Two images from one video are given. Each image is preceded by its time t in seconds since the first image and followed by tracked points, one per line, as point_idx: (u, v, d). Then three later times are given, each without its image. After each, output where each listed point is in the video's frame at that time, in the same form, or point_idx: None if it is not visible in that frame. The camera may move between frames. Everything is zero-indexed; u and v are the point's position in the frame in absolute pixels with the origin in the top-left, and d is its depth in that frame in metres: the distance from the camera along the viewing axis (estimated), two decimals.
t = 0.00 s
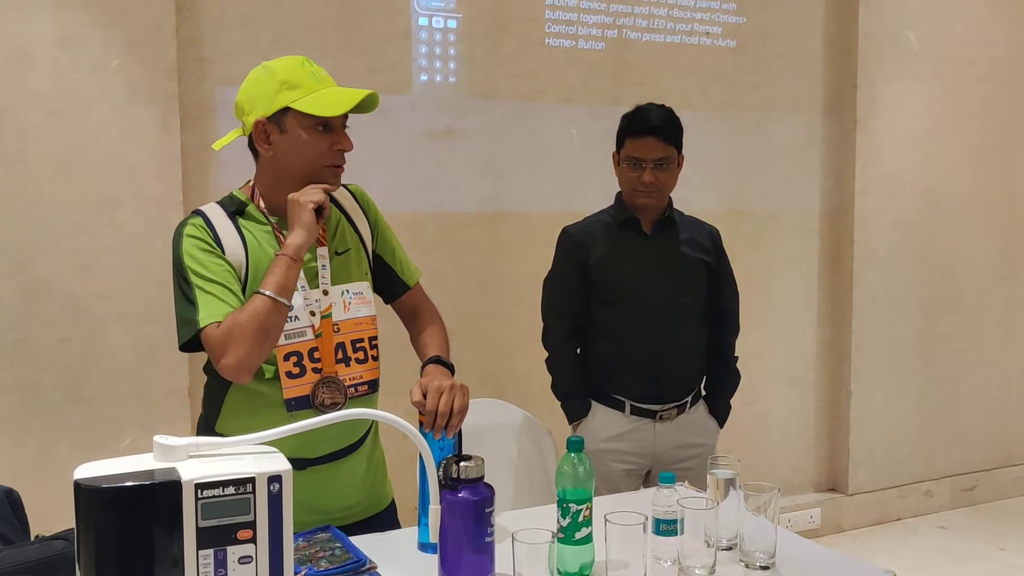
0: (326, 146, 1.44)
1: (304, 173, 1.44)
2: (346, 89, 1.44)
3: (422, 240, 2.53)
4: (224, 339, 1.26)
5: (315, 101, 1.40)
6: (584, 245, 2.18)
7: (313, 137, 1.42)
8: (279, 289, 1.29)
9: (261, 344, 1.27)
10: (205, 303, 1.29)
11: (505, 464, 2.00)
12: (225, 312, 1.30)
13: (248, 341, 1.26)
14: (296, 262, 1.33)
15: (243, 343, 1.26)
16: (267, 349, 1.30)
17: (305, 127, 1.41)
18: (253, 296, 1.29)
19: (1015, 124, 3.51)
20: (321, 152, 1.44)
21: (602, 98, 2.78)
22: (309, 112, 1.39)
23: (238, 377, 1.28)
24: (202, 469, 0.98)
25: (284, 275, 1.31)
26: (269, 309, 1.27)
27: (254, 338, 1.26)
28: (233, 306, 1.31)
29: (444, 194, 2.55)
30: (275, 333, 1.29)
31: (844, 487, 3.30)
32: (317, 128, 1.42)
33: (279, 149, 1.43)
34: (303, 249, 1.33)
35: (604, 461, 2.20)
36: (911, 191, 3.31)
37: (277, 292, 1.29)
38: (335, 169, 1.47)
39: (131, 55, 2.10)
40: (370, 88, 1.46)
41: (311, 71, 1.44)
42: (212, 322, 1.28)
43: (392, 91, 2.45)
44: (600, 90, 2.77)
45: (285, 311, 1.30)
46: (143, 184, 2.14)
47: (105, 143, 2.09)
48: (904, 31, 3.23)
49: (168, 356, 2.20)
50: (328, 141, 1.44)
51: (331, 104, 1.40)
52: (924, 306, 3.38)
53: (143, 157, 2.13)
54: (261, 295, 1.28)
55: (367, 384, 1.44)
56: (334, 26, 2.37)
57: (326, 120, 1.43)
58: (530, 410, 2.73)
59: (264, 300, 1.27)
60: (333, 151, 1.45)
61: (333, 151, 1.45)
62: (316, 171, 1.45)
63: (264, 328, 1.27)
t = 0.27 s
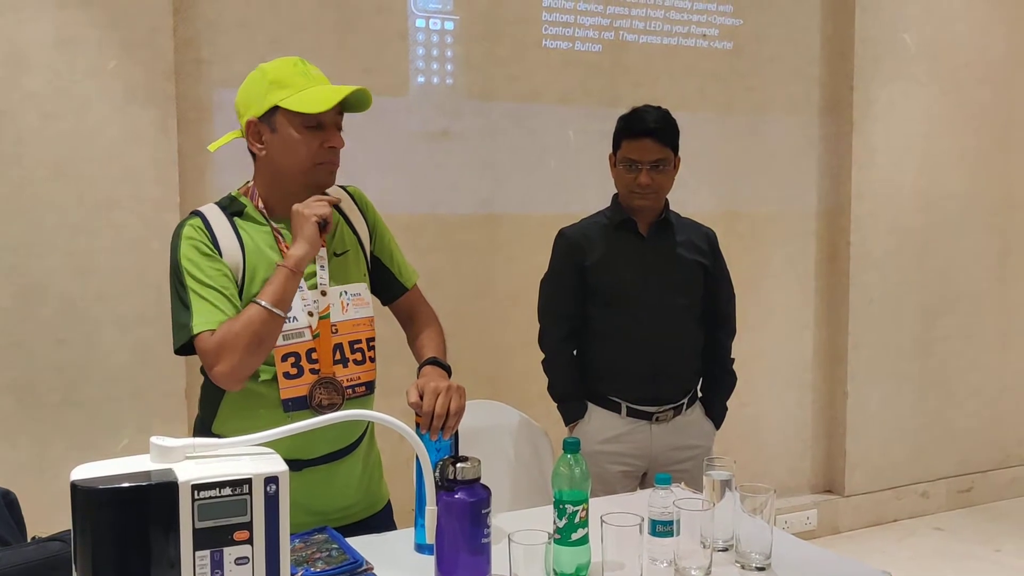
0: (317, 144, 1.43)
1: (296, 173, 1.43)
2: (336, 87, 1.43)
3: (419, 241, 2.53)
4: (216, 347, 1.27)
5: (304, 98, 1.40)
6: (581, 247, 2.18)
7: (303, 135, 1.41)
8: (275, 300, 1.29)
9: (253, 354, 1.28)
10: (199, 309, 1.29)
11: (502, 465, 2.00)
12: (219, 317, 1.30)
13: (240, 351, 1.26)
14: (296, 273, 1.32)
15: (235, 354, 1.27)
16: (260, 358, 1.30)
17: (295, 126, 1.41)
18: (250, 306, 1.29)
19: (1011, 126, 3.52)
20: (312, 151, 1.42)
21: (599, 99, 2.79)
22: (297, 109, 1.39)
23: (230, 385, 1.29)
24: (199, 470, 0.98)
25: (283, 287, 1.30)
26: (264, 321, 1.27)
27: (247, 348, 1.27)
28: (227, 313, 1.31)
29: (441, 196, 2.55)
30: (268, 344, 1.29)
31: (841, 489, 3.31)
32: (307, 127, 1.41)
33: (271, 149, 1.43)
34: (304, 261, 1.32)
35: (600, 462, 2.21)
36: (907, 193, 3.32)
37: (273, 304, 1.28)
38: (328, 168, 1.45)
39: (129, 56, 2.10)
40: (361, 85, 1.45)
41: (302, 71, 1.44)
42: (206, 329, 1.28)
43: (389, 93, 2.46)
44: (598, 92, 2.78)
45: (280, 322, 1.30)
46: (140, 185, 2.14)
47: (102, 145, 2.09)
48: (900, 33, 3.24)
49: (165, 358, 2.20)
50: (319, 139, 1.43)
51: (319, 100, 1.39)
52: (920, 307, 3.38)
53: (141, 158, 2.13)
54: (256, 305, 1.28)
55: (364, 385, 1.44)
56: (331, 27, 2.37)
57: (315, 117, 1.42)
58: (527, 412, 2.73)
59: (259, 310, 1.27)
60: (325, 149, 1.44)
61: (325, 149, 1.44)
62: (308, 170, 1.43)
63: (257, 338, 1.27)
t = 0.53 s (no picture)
0: (295, 136, 1.42)
1: (269, 163, 1.42)
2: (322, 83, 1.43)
3: (419, 241, 2.53)
4: (214, 306, 1.26)
5: (286, 90, 1.41)
6: (580, 248, 2.19)
7: (283, 126, 1.42)
8: (277, 261, 1.25)
9: (251, 314, 1.24)
10: (199, 278, 1.29)
11: (501, 466, 2.00)
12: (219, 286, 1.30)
13: (236, 308, 1.24)
14: (303, 236, 1.26)
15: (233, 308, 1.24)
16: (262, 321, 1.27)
17: (277, 116, 1.42)
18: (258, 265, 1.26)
19: (1011, 127, 3.52)
20: (287, 142, 1.42)
21: (599, 100, 2.79)
22: (276, 99, 1.40)
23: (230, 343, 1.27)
24: (198, 470, 0.99)
25: (289, 248, 1.25)
26: (263, 279, 1.23)
27: (243, 306, 1.24)
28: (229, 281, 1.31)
29: (441, 196, 2.55)
30: (267, 306, 1.25)
31: (840, 489, 3.31)
32: (289, 118, 1.42)
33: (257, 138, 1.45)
34: (312, 224, 1.25)
35: (600, 463, 2.21)
36: (907, 194, 3.32)
37: (275, 264, 1.24)
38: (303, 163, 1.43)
39: (129, 56, 2.10)
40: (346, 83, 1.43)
41: (300, 68, 1.45)
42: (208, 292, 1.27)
43: (389, 94, 2.46)
44: (597, 93, 2.78)
45: (282, 285, 1.25)
46: (140, 185, 2.14)
47: (103, 145, 2.09)
48: (900, 34, 3.24)
49: (166, 358, 2.20)
50: (299, 133, 1.43)
51: (297, 92, 1.40)
52: (920, 308, 3.39)
53: (141, 158, 2.13)
54: (259, 265, 1.25)
55: (362, 383, 1.44)
56: (331, 28, 2.38)
57: (297, 110, 1.43)
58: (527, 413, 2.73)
59: (260, 270, 1.24)
60: (303, 143, 1.43)
61: (302, 142, 1.43)
62: (282, 162, 1.41)
63: (254, 297, 1.24)
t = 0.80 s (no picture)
0: (299, 135, 1.43)
1: (273, 161, 1.43)
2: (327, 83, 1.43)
3: (419, 240, 2.53)
4: (201, 315, 1.24)
5: (290, 89, 1.42)
6: (580, 247, 2.19)
7: (287, 125, 1.43)
8: (260, 267, 1.23)
9: (238, 323, 1.24)
10: (190, 283, 1.28)
11: (501, 464, 2.00)
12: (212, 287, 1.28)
13: (222, 318, 1.23)
14: (286, 240, 1.23)
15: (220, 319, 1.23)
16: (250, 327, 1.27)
17: (281, 114, 1.43)
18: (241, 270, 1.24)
19: (1011, 126, 3.52)
20: (290, 140, 1.42)
21: (599, 99, 2.79)
22: (281, 97, 1.41)
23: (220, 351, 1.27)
24: (198, 468, 0.99)
25: (271, 254, 1.23)
26: (248, 287, 1.22)
27: (230, 316, 1.23)
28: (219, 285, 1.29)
29: (441, 195, 2.55)
30: (254, 314, 1.24)
31: (840, 488, 3.31)
32: (293, 118, 1.43)
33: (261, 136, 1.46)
34: (295, 229, 1.23)
35: (599, 461, 2.21)
36: (907, 193, 3.32)
37: (258, 271, 1.22)
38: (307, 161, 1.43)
39: (129, 55, 2.10)
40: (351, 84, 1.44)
41: (305, 67, 1.46)
42: (196, 298, 1.26)
43: (389, 93, 2.46)
44: (597, 92, 2.78)
45: (266, 291, 1.24)
46: (140, 184, 2.14)
47: (103, 144, 2.09)
48: (900, 33, 3.24)
49: (165, 357, 2.20)
50: (302, 132, 1.43)
51: (301, 92, 1.40)
52: (920, 308, 3.39)
53: (141, 157, 2.13)
54: (242, 272, 1.23)
55: (362, 382, 1.44)
56: (331, 27, 2.38)
57: (301, 109, 1.43)
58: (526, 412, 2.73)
59: (243, 278, 1.22)
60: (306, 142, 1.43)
61: (305, 141, 1.43)
62: (285, 160, 1.42)
63: (239, 306, 1.23)
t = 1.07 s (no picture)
0: (302, 136, 1.43)
1: (274, 160, 1.42)
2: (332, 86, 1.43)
3: (418, 238, 2.53)
4: (178, 349, 1.27)
5: (295, 90, 1.42)
6: (580, 245, 2.19)
7: (290, 125, 1.43)
8: (242, 315, 1.26)
9: (212, 368, 1.28)
10: (173, 310, 1.28)
11: (500, 461, 2.01)
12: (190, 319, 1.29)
13: (198, 359, 1.26)
14: (269, 292, 1.27)
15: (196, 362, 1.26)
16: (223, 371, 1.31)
17: (284, 115, 1.43)
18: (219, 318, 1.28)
19: (1011, 124, 3.52)
20: (292, 141, 1.42)
21: (599, 97, 2.79)
22: (285, 98, 1.41)
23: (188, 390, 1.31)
24: (197, 465, 0.99)
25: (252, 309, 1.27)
26: (226, 336, 1.26)
27: (205, 359, 1.26)
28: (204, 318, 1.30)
29: (441, 193, 2.55)
30: (228, 358, 1.28)
31: (840, 486, 3.31)
32: (296, 118, 1.43)
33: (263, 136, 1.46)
34: (280, 284, 1.27)
35: (599, 459, 2.21)
36: (907, 191, 3.32)
37: (239, 319, 1.26)
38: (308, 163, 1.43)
39: (129, 53, 2.10)
40: (356, 87, 1.44)
41: (310, 68, 1.46)
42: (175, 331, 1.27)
43: (389, 91, 2.46)
44: (597, 90, 2.78)
45: (243, 341, 1.28)
46: (140, 182, 2.14)
47: (103, 142, 2.09)
48: (900, 31, 3.24)
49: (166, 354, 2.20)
50: (305, 133, 1.43)
51: (306, 93, 1.41)
52: (920, 306, 3.39)
53: (141, 155, 2.13)
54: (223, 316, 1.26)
55: (359, 381, 1.44)
56: (330, 25, 2.38)
57: (305, 110, 1.43)
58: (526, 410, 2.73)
59: (223, 323, 1.26)
60: (308, 142, 1.43)
61: (307, 142, 1.43)
62: (286, 160, 1.42)
63: (215, 349, 1.26)
